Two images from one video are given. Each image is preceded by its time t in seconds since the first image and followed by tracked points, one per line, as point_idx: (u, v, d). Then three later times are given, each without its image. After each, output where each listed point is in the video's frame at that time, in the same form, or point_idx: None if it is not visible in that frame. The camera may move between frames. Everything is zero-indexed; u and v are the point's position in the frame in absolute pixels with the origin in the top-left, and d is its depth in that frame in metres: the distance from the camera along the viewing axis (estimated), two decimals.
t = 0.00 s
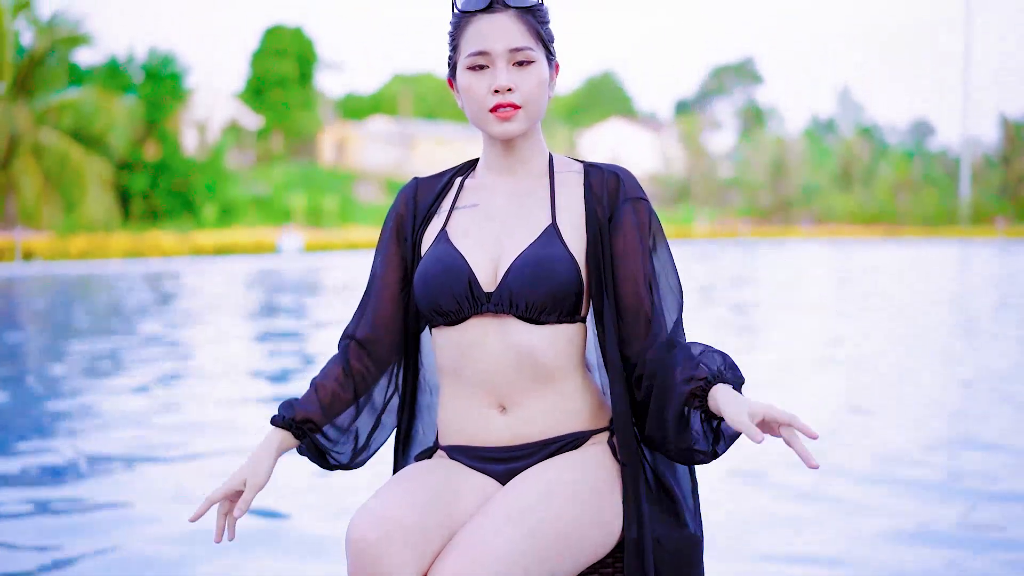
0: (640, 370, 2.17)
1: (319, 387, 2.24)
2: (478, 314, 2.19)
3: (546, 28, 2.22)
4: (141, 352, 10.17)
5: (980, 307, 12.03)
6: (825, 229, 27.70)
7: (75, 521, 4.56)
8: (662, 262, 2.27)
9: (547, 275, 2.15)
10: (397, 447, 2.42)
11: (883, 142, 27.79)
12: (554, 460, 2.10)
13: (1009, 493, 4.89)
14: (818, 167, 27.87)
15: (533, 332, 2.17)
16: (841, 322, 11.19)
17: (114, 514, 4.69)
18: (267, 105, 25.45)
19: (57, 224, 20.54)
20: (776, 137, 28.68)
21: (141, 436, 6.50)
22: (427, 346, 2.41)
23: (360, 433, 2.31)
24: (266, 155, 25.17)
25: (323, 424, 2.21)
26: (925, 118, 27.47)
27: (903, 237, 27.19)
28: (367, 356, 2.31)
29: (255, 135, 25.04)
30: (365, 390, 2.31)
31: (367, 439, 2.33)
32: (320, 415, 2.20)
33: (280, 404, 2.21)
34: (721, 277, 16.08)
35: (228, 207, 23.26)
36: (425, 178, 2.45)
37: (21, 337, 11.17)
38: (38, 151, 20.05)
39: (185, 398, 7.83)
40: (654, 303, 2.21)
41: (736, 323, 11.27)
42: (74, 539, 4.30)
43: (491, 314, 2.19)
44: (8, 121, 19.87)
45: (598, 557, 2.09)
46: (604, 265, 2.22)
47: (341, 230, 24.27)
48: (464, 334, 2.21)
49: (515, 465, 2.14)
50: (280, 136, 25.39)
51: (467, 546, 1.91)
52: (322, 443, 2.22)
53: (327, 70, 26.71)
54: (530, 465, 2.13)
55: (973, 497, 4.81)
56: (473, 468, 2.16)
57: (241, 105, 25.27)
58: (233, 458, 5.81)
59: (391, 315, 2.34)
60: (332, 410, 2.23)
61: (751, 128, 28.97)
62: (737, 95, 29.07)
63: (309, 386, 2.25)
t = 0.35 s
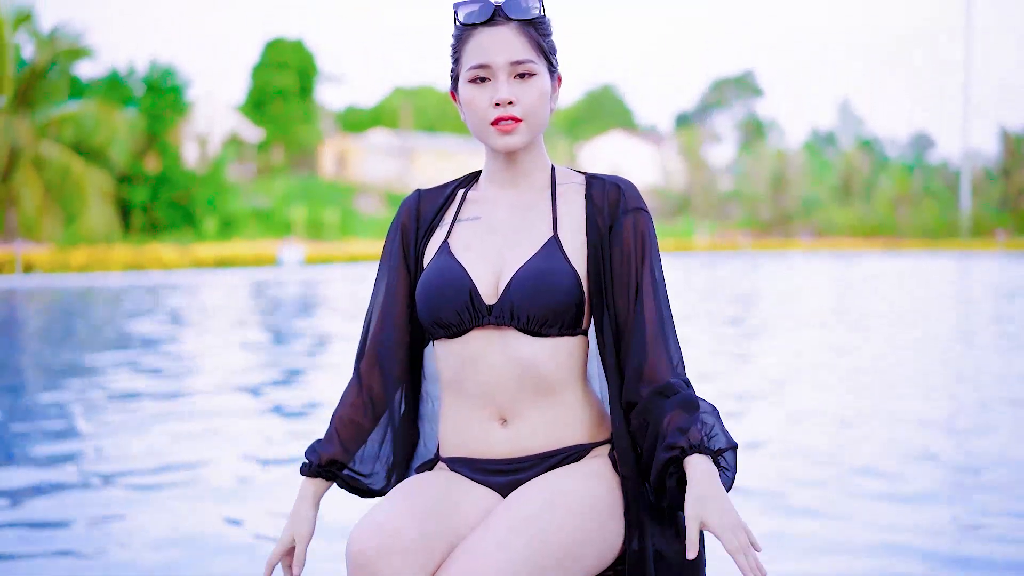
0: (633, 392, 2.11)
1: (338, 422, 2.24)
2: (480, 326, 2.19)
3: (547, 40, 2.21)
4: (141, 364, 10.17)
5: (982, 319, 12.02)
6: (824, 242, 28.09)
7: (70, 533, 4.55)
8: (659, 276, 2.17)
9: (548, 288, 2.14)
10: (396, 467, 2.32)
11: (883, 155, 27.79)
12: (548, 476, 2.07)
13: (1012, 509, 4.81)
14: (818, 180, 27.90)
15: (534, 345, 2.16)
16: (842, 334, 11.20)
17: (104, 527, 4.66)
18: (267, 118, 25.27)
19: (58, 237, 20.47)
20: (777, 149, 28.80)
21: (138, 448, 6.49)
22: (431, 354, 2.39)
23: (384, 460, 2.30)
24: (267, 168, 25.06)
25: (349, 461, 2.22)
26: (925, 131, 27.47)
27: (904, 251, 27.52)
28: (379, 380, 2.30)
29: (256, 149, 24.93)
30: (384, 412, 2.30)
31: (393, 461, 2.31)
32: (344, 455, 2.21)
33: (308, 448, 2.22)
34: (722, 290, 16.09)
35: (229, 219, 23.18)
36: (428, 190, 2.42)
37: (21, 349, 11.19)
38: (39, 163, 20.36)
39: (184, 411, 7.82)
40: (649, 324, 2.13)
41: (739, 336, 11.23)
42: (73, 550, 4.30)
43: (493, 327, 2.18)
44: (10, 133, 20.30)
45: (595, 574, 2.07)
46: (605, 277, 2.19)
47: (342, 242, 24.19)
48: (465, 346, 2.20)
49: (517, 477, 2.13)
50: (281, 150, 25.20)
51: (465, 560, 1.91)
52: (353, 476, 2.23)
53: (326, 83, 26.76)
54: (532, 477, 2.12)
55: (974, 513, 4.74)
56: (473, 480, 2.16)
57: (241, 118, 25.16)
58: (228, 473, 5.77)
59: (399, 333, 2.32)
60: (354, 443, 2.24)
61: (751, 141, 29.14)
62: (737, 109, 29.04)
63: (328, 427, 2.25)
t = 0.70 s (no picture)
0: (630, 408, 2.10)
1: (359, 440, 2.24)
2: (484, 338, 2.17)
3: (549, 50, 2.21)
4: (140, 377, 10.17)
5: (984, 331, 12.01)
6: (824, 255, 28.27)
7: (65, 546, 4.51)
8: (660, 288, 2.17)
9: (551, 299, 2.13)
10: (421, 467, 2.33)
11: (884, 168, 27.93)
12: (552, 488, 2.06)
13: (1017, 523, 4.78)
14: (819, 193, 28.03)
15: (537, 356, 2.15)
16: (843, 346, 11.21)
17: (101, 540, 4.63)
18: (267, 131, 25.53)
19: (59, 249, 20.28)
20: (778, 161, 28.89)
21: (133, 461, 6.45)
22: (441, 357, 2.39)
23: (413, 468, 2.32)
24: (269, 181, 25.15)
25: (378, 479, 2.25)
26: (924, 144, 27.59)
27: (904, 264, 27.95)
28: (392, 392, 2.30)
29: (256, 161, 25.03)
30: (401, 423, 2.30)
31: (417, 468, 2.32)
32: (369, 474, 2.24)
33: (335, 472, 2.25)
34: (724, 302, 16.09)
35: (229, 232, 23.18)
36: (429, 202, 2.41)
37: (18, 361, 11.15)
38: (39, 176, 20.20)
39: (182, 424, 7.79)
40: (647, 341, 2.12)
41: (739, 348, 11.21)
42: (73, 561, 4.28)
43: (497, 338, 2.16)
44: (11, 145, 20.35)
45: None
46: (606, 290, 2.19)
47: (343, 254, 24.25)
48: (468, 358, 2.19)
49: (519, 489, 2.12)
50: (281, 161, 25.40)
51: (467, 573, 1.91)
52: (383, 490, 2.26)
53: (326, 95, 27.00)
54: (533, 489, 2.10)
55: (979, 527, 4.71)
56: (474, 491, 2.14)
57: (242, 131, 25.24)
58: (227, 486, 5.71)
59: (410, 343, 2.31)
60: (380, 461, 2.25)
61: (753, 153, 29.19)
62: (737, 121, 29.22)
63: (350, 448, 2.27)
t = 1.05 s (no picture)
0: (632, 418, 2.09)
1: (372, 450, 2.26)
2: (490, 347, 2.16)
3: (553, 58, 2.20)
4: (140, 386, 10.16)
5: (985, 341, 11.98)
6: (825, 265, 28.26)
7: (62, 556, 4.50)
8: (663, 296, 2.17)
9: (558, 310, 2.12)
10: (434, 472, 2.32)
11: (884, 176, 27.79)
12: (555, 496, 2.05)
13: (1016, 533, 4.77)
14: (820, 203, 27.81)
15: (543, 365, 2.14)
16: (844, 356, 11.18)
17: (98, 549, 4.62)
18: (267, 140, 25.70)
19: (60, 258, 19.94)
20: (779, 172, 28.50)
21: (132, 469, 6.47)
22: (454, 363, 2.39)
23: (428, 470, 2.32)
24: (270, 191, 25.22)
25: (395, 487, 2.26)
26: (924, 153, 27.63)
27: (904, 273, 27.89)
28: (402, 401, 2.29)
29: (256, 171, 25.18)
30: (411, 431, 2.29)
31: (425, 470, 2.30)
32: (387, 482, 2.26)
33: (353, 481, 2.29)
34: (726, 311, 16.06)
35: (230, 241, 23.08)
36: (431, 209, 2.39)
37: (18, 370, 11.15)
38: (41, 185, 19.94)
39: (180, 432, 7.80)
40: (652, 356, 2.12)
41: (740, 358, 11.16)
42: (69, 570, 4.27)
43: (503, 347, 2.15)
44: (12, 155, 20.11)
45: None
46: (613, 300, 2.18)
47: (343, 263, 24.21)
48: (473, 368, 2.18)
49: (521, 497, 2.10)
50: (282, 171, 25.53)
51: None
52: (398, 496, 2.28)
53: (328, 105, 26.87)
54: (535, 498, 2.09)
55: (974, 536, 4.71)
56: (478, 500, 2.13)
57: (242, 141, 25.55)
58: (230, 490, 5.82)
59: (418, 351, 2.30)
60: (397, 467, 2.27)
61: (753, 163, 28.91)
62: (739, 130, 29.25)
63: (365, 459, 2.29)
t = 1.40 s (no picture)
0: (639, 430, 2.06)
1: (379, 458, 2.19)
2: (496, 356, 2.10)
3: (554, 68, 2.19)
4: (135, 397, 10.12)
5: (985, 351, 11.96)
6: (827, 275, 27.43)
7: (57, 568, 4.45)
8: (669, 305, 2.13)
9: (564, 320, 2.07)
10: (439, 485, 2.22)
11: (885, 186, 27.83)
12: (562, 507, 1.99)
13: (1013, 537, 4.85)
14: (820, 212, 27.74)
15: (549, 374, 2.08)
16: (844, 366, 11.15)
17: (95, 561, 4.57)
18: (268, 150, 25.56)
19: (60, 268, 19.85)
20: (779, 181, 28.53)
21: (130, 481, 6.40)
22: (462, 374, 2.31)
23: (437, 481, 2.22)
24: (270, 200, 25.20)
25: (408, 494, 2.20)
26: (926, 163, 27.66)
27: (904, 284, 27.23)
28: (408, 412, 2.21)
29: (256, 180, 25.11)
30: (418, 442, 2.20)
31: (430, 478, 2.21)
32: (400, 492, 2.20)
33: (363, 492, 2.23)
34: (725, 321, 16.04)
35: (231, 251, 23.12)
36: (435, 217, 2.31)
37: (12, 381, 11.00)
38: (41, 195, 19.76)
39: (178, 443, 7.73)
40: (659, 367, 2.09)
41: (739, 367, 11.16)
42: None
43: (510, 357, 2.10)
44: (11, 164, 19.79)
45: None
46: (618, 311, 2.13)
47: (344, 273, 24.13)
48: (478, 378, 2.12)
49: (526, 507, 2.04)
50: (283, 180, 25.38)
51: None
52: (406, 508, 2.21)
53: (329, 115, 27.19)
54: (541, 507, 2.03)
55: (970, 541, 4.78)
56: (482, 512, 2.06)
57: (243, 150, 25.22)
58: (230, 493, 6.00)
59: (424, 360, 2.22)
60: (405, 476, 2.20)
61: (754, 172, 28.89)
62: (738, 141, 29.44)
63: (372, 472, 2.22)
